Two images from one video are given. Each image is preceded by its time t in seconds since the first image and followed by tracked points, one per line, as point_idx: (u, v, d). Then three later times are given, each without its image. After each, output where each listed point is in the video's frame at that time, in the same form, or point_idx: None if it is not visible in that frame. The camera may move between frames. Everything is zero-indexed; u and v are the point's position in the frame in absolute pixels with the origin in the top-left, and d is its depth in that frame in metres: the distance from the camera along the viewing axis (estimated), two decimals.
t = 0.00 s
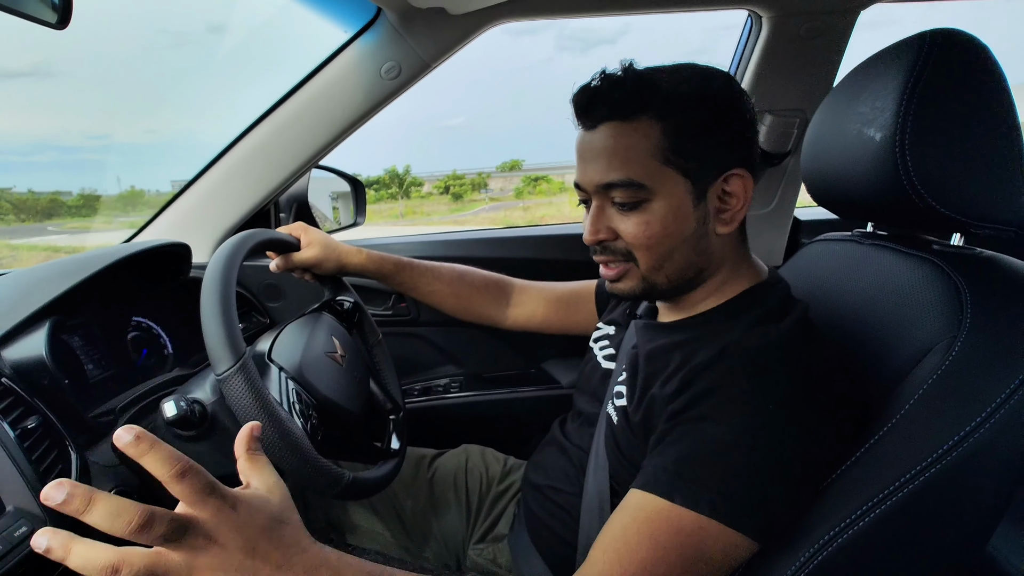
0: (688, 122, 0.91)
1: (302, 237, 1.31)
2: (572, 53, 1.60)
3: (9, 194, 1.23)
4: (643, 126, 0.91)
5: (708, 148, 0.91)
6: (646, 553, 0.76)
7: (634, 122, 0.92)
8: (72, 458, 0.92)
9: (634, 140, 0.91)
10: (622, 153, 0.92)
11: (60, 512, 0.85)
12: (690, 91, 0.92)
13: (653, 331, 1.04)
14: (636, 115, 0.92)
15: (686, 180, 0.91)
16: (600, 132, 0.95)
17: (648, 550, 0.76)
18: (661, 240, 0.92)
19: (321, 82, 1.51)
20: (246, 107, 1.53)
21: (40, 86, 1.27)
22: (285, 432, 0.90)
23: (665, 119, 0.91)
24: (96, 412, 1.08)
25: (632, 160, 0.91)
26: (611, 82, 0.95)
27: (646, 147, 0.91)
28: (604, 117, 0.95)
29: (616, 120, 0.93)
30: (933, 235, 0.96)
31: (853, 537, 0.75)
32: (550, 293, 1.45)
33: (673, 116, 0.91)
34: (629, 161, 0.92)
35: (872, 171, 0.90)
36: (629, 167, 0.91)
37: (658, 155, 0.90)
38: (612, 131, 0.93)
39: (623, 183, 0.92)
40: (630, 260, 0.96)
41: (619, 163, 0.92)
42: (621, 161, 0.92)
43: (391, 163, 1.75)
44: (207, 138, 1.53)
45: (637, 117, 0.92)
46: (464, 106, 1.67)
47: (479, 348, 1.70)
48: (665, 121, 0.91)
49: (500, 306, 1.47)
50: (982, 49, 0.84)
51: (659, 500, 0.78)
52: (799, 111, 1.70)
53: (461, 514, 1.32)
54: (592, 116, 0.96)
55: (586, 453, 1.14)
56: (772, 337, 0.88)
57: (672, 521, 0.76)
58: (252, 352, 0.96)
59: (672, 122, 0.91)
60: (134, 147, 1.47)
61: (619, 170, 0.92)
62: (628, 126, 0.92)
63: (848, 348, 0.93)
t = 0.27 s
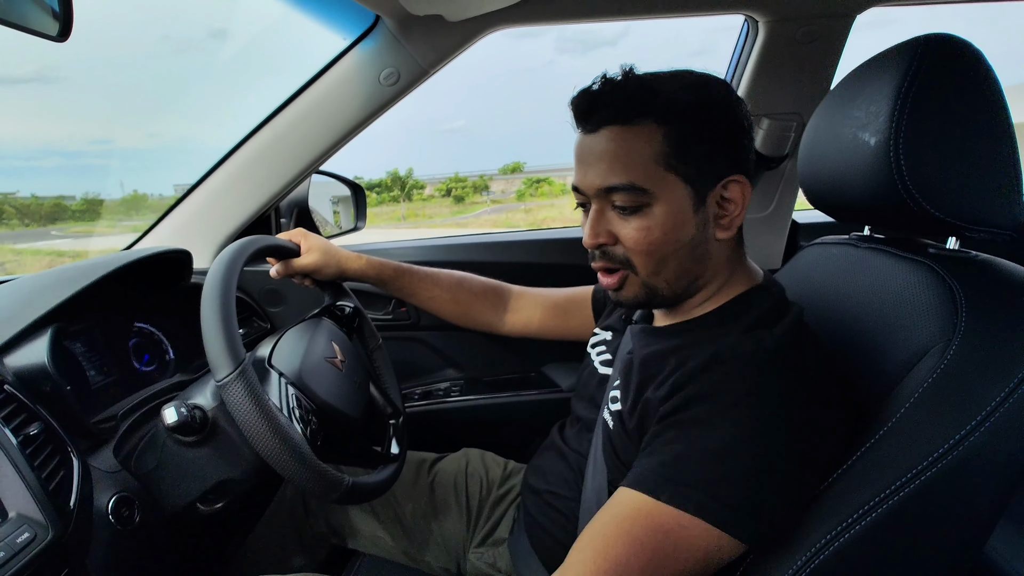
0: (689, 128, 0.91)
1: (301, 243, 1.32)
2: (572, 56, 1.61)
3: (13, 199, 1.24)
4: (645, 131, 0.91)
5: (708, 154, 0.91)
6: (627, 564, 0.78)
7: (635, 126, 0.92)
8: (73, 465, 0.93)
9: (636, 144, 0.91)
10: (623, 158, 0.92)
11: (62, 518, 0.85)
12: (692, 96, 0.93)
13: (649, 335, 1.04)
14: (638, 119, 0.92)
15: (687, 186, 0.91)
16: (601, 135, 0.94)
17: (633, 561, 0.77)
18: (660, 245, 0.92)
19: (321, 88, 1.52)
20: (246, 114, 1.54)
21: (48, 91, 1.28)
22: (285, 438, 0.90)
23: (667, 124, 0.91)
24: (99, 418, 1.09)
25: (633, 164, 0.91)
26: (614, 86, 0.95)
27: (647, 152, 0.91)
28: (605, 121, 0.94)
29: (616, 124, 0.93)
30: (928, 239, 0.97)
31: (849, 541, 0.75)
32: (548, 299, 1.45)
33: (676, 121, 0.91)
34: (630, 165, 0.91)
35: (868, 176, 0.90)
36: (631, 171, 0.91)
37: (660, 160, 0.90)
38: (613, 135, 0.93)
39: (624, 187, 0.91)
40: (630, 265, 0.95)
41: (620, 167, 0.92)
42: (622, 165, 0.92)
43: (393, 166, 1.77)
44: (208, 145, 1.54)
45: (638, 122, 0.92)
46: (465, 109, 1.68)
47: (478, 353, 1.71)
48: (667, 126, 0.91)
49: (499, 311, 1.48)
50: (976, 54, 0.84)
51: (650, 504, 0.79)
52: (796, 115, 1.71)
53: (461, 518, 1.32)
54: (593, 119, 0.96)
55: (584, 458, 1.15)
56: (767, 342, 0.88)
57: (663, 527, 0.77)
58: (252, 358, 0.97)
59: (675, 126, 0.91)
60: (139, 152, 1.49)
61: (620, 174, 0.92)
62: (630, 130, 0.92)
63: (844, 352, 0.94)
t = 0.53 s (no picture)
0: (687, 130, 0.91)
1: (301, 246, 1.32)
2: (573, 57, 1.59)
3: (18, 201, 1.25)
4: (642, 133, 0.91)
5: (706, 157, 0.91)
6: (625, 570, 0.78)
7: (633, 128, 0.91)
8: (71, 469, 0.92)
9: (633, 146, 0.91)
10: (621, 160, 0.91)
11: (58, 522, 0.85)
12: (689, 99, 0.92)
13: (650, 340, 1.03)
14: (634, 121, 0.91)
15: (684, 188, 0.90)
16: (598, 137, 0.94)
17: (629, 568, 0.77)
18: (658, 248, 0.91)
19: (321, 91, 1.52)
20: (246, 117, 1.54)
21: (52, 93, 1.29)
22: (282, 443, 0.90)
23: (664, 126, 0.90)
24: (97, 421, 1.08)
25: (630, 166, 0.90)
26: (609, 88, 0.94)
27: (644, 154, 0.90)
28: (603, 123, 0.94)
29: (613, 126, 0.93)
30: (932, 242, 0.96)
31: (851, 547, 0.75)
32: (547, 303, 1.45)
33: (672, 123, 0.90)
34: (627, 167, 0.91)
35: (869, 179, 0.89)
36: (628, 173, 0.91)
37: (656, 163, 0.90)
38: (609, 137, 0.92)
39: (621, 189, 0.91)
40: (628, 267, 0.95)
41: (617, 169, 0.91)
42: (619, 168, 0.91)
43: (395, 169, 1.76)
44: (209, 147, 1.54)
45: (636, 124, 0.91)
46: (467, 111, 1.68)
47: (479, 356, 1.70)
48: (663, 128, 0.91)
49: (499, 314, 1.47)
50: (978, 56, 0.83)
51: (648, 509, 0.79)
52: (797, 118, 1.71)
53: (461, 523, 1.32)
54: (588, 121, 0.96)
55: (584, 463, 1.14)
56: (767, 345, 0.87)
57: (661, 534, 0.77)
58: (250, 362, 0.96)
59: (672, 128, 0.90)
60: (142, 154, 1.49)
61: (617, 177, 0.91)
62: (627, 132, 0.91)
63: (846, 356, 0.93)
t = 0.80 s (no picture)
0: (659, 150, 0.88)
1: (305, 247, 1.32)
2: (577, 62, 1.61)
3: (25, 204, 1.24)
4: (613, 163, 0.88)
5: (684, 172, 0.88)
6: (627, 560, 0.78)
7: (603, 158, 0.89)
8: (77, 467, 0.93)
9: (607, 176, 0.89)
10: (596, 192, 0.89)
11: (65, 520, 0.85)
12: (659, 117, 0.89)
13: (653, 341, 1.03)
14: (603, 152, 0.89)
15: (664, 206, 0.88)
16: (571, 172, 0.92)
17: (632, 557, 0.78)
18: (648, 269, 0.90)
19: (326, 93, 1.53)
20: (251, 119, 1.55)
21: (57, 98, 1.29)
22: (287, 443, 0.90)
23: (634, 152, 0.88)
24: (102, 420, 1.09)
25: (607, 196, 0.89)
26: (576, 120, 0.92)
27: (617, 184, 0.88)
28: (574, 157, 0.92)
29: (584, 158, 0.91)
30: (935, 243, 0.96)
31: (856, 547, 0.75)
32: (549, 305, 1.45)
33: (642, 147, 0.88)
34: (603, 198, 0.89)
35: (873, 180, 0.90)
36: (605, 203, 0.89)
37: (630, 189, 0.88)
38: (583, 171, 0.91)
39: (601, 220, 0.90)
40: (622, 291, 0.94)
41: (594, 201, 0.90)
42: (596, 199, 0.89)
43: (397, 171, 1.76)
44: (214, 149, 1.55)
45: (605, 153, 0.89)
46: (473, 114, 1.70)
47: (482, 357, 1.71)
48: (633, 153, 0.88)
49: (502, 316, 1.47)
50: (981, 57, 0.84)
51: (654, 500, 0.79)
52: (800, 119, 1.71)
53: (464, 522, 1.32)
54: (560, 158, 0.94)
55: (588, 464, 1.14)
56: (770, 346, 0.87)
57: (666, 525, 0.77)
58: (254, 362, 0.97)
59: (642, 153, 0.87)
60: (149, 157, 1.49)
61: (595, 207, 0.90)
62: (597, 164, 0.89)
63: (850, 357, 0.93)
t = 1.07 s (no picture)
0: (643, 164, 0.88)
1: (313, 247, 1.33)
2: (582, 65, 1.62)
3: (32, 204, 1.26)
4: (596, 180, 0.89)
5: (671, 182, 0.88)
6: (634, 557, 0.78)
7: (588, 177, 0.89)
8: (87, 463, 0.94)
9: (592, 195, 0.89)
10: (583, 211, 0.90)
11: (76, 516, 0.86)
12: (641, 132, 0.88)
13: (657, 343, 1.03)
14: (587, 170, 0.89)
15: (652, 219, 0.88)
16: (557, 194, 0.93)
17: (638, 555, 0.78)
18: (642, 280, 0.90)
19: (333, 95, 1.54)
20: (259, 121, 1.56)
21: (66, 100, 1.30)
22: (295, 440, 0.91)
23: (617, 169, 0.88)
24: (113, 417, 1.10)
25: (594, 214, 0.89)
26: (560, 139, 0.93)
27: (602, 200, 0.88)
28: (559, 178, 0.92)
29: (569, 179, 0.91)
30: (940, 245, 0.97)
31: (860, 546, 0.75)
32: (555, 307, 1.46)
33: (624, 163, 0.88)
34: (591, 214, 0.90)
35: (877, 182, 0.90)
36: (593, 221, 0.89)
37: (616, 203, 0.88)
38: (569, 190, 0.91)
39: (592, 237, 0.91)
40: (619, 302, 0.94)
41: (582, 220, 0.90)
42: (584, 217, 0.90)
43: (402, 173, 1.77)
44: (222, 151, 1.56)
45: (588, 172, 0.89)
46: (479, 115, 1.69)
47: (486, 357, 1.71)
48: (616, 170, 0.88)
49: (507, 317, 1.48)
50: (987, 60, 0.84)
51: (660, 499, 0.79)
52: (804, 122, 1.72)
53: (469, 521, 1.33)
54: (547, 178, 0.94)
55: (593, 464, 1.15)
56: (775, 345, 0.88)
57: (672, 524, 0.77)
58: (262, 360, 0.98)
59: (625, 168, 0.87)
60: (154, 158, 1.50)
61: (584, 225, 0.91)
62: (582, 182, 0.90)
63: (854, 358, 0.94)
